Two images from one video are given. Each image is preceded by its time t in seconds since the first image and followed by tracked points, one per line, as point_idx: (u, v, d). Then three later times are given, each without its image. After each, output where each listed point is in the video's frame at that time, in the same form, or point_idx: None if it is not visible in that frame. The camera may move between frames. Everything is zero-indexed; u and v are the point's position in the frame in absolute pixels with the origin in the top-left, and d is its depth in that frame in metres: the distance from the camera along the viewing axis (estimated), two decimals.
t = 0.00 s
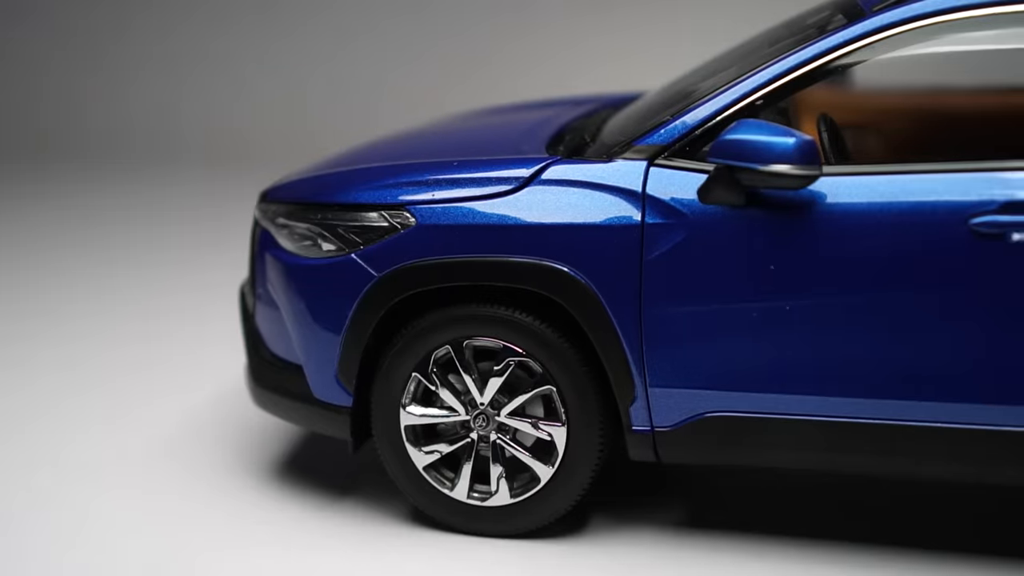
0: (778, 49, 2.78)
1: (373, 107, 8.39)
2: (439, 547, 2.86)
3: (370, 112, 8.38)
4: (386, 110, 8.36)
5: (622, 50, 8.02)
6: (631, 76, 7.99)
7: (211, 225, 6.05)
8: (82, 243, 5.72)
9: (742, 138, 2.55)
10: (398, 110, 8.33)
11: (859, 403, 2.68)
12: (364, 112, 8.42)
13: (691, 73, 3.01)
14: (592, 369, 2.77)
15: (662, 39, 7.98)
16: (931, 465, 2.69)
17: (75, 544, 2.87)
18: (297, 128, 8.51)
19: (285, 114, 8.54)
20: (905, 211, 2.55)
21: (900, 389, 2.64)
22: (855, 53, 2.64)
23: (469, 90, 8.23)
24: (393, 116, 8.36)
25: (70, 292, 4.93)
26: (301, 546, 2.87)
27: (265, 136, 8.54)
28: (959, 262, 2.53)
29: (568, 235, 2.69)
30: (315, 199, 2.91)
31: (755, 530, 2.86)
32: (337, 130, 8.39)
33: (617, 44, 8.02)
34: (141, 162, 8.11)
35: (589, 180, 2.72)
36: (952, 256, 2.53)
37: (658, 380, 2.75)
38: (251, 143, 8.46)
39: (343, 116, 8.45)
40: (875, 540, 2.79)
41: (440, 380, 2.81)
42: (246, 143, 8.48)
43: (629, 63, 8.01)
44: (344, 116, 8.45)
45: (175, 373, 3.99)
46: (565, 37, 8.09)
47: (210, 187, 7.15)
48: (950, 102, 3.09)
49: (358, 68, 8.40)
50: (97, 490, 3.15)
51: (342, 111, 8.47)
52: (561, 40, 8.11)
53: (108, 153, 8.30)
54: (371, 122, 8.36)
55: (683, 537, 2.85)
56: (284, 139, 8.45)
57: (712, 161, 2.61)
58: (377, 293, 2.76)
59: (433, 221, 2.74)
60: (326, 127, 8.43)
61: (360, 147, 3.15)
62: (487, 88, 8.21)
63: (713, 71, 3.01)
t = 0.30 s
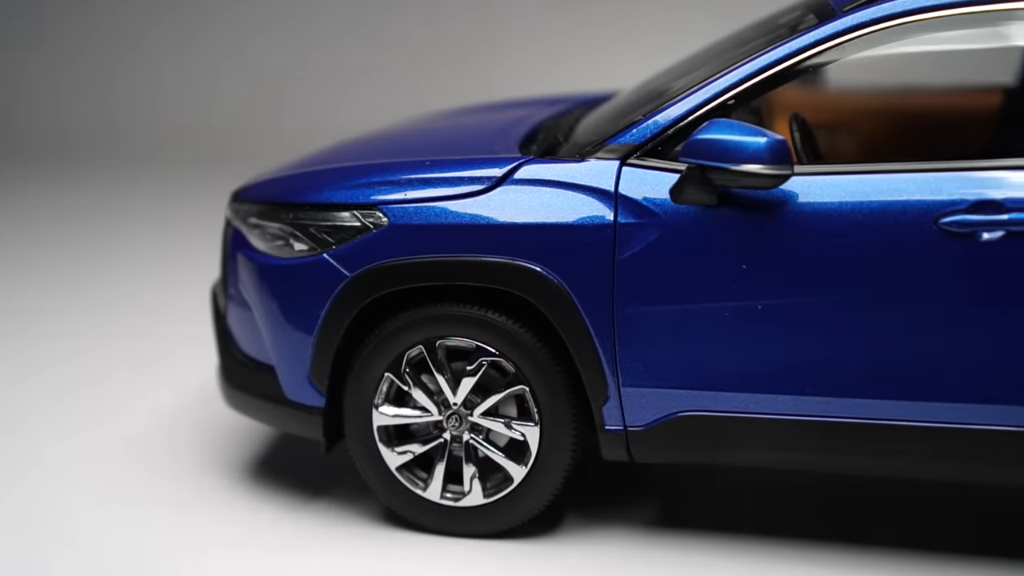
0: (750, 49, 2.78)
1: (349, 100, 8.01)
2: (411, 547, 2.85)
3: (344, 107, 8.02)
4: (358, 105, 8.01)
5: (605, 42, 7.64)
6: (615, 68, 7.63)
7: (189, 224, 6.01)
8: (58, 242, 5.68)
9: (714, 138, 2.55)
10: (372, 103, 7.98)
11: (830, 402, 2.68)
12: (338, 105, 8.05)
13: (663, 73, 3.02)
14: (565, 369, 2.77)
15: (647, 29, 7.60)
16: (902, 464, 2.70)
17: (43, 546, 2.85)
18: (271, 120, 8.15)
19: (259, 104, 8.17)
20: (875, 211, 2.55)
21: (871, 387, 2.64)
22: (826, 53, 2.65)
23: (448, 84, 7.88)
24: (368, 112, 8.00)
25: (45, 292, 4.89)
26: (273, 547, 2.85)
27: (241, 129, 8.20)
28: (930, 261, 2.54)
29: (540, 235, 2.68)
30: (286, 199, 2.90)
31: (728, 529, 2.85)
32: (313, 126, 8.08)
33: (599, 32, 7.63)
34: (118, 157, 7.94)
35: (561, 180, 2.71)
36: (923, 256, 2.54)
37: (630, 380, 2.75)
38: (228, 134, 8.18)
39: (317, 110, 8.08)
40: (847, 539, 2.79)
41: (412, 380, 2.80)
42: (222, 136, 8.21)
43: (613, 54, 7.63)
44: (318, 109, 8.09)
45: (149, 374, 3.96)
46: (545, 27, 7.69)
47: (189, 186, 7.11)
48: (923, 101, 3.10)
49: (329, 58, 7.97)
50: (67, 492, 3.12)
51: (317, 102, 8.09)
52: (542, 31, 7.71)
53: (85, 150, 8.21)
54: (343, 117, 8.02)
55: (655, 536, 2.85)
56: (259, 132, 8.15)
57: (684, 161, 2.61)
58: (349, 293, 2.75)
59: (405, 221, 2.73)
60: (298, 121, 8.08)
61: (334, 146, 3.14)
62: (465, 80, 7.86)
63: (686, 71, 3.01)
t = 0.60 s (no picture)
0: (724, 49, 2.79)
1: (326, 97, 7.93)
2: (385, 547, 2.85)
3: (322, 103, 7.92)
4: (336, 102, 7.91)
5: (583, 41, 7.61)
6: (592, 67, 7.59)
7: (167, 224, 5.99)
8: (34, 242, 5.64)
9: (687, 138, 2.56)
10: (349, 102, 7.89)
11: (803, 401, 2.69)
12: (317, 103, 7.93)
13: (637, 72, 3.02)
14: (539, 369, 2.77)
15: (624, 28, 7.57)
16: (875, 463, 2.71)
17: (16, 547, 2.83)
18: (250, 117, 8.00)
19: (238, 99, 8.01)
20: (848, 211, 2.56)
21: (844, 387, 2.65)
22: (799, 53, 2.66)
23: (429, 80, 7.76)
24: (349, 108, 7.91)
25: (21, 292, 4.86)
26: (247, 548, 2.85)
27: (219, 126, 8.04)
28: (902, 261, 2.55)
29: (514, 235, 2.68)
30: (259, 199, 2.89)
31: (702, 528, 2.86)
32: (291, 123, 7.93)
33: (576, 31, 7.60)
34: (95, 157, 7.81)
35: (534, 180, 2.71)
36: (895, 255, 2.55)
37: (604, 379, 2.75)
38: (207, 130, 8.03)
39: (295, 105, 7.93)
40: (820, 537, 2.80)
41: (387, 380, 2.79)
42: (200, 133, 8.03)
43: (590, 53, 7.58)
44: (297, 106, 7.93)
45: (124, 375, 3.94)
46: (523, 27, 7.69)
47: (168, 186, 7.08)
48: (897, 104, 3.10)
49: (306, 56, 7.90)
50: (38, 493, 3.10)
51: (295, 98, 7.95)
52: (519, 31, 7.69)
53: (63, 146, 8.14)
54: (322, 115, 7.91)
55: (630, 536, 2.85)
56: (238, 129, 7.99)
57: (657, 161, 2.61)
58: (323, 294, 2.74)
59: (379, 221, 2.72)
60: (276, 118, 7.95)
61: (308, 146, 3.13)
62: (446, 78, 7.76)
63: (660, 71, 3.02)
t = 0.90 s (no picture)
0: (697, 49, 2.80)
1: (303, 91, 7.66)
2: (360, 547, 2.85)
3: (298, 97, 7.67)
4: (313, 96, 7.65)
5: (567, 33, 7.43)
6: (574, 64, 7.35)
7: (146, 223, 5.95)
8: (11, 242, 5.60)
9: (660, 138, 2.56)
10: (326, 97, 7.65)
11: (777, 400, 2.70)
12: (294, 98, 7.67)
13: (612, 72, 3.02)
14: (514, 368, 2.77)
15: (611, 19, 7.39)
16: (848, 461, 2.72)
17: None
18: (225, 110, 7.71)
19: (211, 94, 7.77)
20: (821, 210, 2.57)
21: (817, 386, 2.66)
22: (772, 53, 2.67)
23: (410, 73, 7.54)
24: (327, 102, 7.65)
25: None
26: (221, 548, 2.84)
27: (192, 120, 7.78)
28: (874, 260, 2.56)
29: (488, 235, 2.68)
30: (233, 199, 2.89)
31: (677, 528, 2.86)
32: (267, 118, 7.68)
33: (555, 26, 7.43)
34: (66, 146, 7.58)
35: (509, 180, 2.71)
36: (867, 255, 2.56)
37: (579, 379, 2.75)
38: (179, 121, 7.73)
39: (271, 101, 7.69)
40: (794, 536, 2.81)
41: (361, 380, 2.79)
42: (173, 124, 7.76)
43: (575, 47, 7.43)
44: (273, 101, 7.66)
45: (98, 377, 3.91)
46: (504, 22, 7.50)
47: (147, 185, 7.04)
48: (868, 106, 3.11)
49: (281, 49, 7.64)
50: (11, 495, 3.08)
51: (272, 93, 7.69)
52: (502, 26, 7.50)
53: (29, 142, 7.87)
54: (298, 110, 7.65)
55: (604, 536, 2.85)
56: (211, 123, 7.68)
57: (631, 161, 2.62)
58: (297, 294, 2.74)
59: (353, 221, 2.72)
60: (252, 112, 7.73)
61: (283, 146, 3.12)
62: (427, 71, 7.52)
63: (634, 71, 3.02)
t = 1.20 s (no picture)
0: (671, 49, 2.81)
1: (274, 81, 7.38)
2: (334, 548, 2.84)
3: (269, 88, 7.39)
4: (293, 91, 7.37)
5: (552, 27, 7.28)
6: (551, 58, 7.12)
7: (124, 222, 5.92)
8: None
9: (633, 138, 2.57)
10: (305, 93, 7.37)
11: (749, 399, 2.71)
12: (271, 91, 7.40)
13: (586, 73, 3.03)
14: (488, 368, 2.77)
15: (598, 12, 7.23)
16: (821, 460, 2.73)
17: None
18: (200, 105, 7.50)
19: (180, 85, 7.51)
20: (793, 210, 2.59)
21: (789, 385, 2.67)
22: (745, 54, 2.68)
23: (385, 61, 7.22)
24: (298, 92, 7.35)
25: None
26: (194, 549, 2.83)
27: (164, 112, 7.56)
28: (846, 260, 2.57)
29: (462, 235, 2.69)
30: (206, 199, 2.88)
31: (651, 528, 2.87)
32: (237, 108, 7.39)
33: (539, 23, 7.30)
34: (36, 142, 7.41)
35: (482, 180, 2.72)
36: (839, 255, 2.57)
37: (553, 379, 2.76)
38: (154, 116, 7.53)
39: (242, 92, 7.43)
40: (767, 534, 2.82)
41: (335, 381, 2.79)
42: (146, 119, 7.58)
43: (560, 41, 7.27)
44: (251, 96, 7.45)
45: (71, 378, 3.88)
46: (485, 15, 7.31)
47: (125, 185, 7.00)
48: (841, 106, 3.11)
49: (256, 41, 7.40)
50: None
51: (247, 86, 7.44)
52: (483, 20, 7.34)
53: None
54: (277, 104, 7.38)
55: (579, 536, 2.85)
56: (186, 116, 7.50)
57: (604, 160, 2.62)
58: (271, 294, 2.73)
59: (327, 221, 2.72)
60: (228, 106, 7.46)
61: (258, 146, 3.12)
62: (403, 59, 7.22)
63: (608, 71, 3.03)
